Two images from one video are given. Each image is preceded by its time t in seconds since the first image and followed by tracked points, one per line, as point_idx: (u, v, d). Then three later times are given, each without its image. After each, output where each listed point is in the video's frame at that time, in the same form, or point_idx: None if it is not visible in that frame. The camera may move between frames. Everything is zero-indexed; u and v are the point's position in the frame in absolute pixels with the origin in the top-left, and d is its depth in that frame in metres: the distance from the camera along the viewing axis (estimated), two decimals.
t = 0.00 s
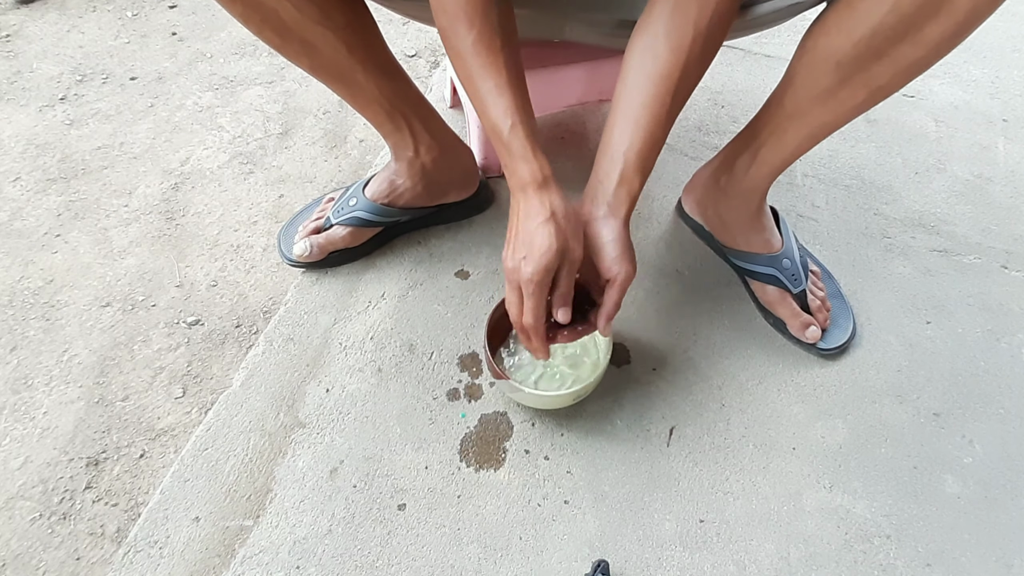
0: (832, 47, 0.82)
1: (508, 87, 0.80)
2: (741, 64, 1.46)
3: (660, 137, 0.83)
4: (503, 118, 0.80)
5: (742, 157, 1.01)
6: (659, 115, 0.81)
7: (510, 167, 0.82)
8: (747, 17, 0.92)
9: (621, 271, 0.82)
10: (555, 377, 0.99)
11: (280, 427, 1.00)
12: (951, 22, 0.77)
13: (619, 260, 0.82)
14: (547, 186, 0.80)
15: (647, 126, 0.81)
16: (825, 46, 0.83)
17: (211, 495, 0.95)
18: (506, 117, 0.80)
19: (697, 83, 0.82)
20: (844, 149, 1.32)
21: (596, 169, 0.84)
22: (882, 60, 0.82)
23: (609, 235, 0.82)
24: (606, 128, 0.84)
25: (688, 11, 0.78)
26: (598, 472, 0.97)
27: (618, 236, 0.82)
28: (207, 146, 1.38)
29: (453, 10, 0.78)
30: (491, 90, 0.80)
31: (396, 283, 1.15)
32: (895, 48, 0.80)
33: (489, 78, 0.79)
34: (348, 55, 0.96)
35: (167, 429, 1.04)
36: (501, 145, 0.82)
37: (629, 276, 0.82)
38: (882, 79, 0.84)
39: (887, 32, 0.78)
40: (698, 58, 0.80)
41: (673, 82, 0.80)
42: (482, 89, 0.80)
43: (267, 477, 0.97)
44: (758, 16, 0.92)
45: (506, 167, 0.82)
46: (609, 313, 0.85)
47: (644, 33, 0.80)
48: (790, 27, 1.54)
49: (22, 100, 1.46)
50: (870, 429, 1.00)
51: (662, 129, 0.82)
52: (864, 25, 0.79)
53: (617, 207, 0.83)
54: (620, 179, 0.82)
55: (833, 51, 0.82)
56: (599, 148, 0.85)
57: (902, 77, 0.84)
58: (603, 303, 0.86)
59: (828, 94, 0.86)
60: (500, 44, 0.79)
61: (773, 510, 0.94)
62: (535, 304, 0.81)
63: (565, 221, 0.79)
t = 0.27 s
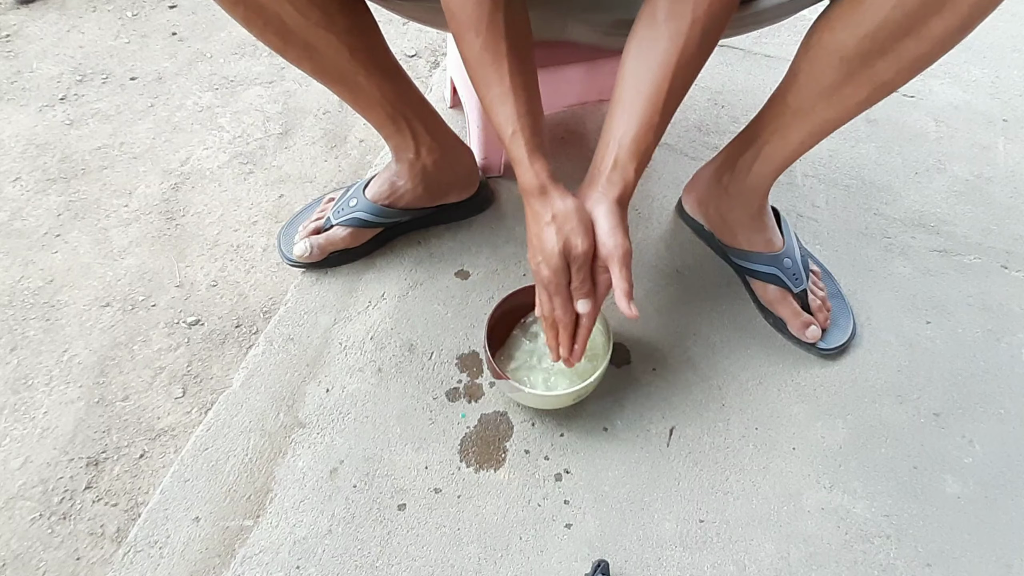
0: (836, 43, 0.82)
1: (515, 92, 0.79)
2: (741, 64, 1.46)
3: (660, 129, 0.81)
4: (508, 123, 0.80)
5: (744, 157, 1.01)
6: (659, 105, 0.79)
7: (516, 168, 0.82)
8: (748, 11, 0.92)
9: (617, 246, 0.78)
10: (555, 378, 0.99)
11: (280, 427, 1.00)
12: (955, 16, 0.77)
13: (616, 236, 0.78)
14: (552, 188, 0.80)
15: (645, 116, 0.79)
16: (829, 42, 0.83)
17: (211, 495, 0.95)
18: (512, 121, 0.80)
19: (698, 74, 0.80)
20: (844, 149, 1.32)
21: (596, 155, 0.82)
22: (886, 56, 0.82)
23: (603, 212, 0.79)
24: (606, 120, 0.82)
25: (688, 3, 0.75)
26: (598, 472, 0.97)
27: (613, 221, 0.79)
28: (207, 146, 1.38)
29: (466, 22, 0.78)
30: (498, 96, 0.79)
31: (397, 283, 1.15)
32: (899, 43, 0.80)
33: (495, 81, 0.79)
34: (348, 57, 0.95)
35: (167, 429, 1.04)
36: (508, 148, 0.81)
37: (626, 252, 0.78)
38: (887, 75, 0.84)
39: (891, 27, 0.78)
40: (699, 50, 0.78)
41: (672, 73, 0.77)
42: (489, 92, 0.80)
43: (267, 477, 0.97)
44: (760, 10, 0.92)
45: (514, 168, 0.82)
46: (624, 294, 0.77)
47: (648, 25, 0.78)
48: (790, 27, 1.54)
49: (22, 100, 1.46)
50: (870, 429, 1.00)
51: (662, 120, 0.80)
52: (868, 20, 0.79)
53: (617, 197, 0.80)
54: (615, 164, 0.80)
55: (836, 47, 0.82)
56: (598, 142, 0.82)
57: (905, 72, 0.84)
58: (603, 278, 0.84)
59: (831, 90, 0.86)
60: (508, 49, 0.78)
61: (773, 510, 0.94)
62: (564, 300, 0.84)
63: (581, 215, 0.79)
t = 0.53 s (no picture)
0: (837, 43, 0.82)
1: (503, 88, 0.79)
2: (741, 64, 1.46)
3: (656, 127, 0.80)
4: (496, 119, 0.80)
5: (744, 157, 1.01)
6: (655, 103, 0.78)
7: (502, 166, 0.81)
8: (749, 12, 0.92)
9: (602, 241, 0.77)
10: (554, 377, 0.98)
11: (280, 427, 1.00)
12: (955, 17, 0.77)
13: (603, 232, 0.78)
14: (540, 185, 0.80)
15: (641, 113, 0.79)
16: (829, 42, 0.83)
17: (211, 495, 0.95)
18: (499, 117, 0.79)
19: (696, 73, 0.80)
20: (843, 149, 1.32)
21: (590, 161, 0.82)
22: (886, 56, 0.82)
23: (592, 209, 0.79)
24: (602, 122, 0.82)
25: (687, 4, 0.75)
26: (598, 472, 0.97)
27: (601, 216, 0.78)
28: (207, 146, 1.38)
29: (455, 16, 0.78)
30: (487, 91, 0.79)
31: (397, 283, 1.15)
32: (899, 44, 0.80)
33: (483, 78, 0.79)
34: (348, 56, 0.96)
35: (167, 429, 1.04)
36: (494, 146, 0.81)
37: (610, 247, 0.77)
38: (887, 76, 0.84)
39: (891, 27, 0.78)
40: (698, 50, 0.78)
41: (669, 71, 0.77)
42: (479, 89, 0.80)
43: (267, 477, 0.97)
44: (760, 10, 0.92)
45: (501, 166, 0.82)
46: (607, 289, 0.76)
47: (644, 27, 0.78)
48: (790, 27, 1.54)
49: (22, 100, 1.46)
50: (870, 429, 1.00)
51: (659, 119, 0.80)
52: (868, 20, 0.79)
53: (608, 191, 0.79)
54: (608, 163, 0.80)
55: (836, 48, 0.82)
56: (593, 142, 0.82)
57: (906, 73, 0.84)
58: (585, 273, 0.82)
59: (832, 90, 0.86)
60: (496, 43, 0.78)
61: (773, 510, 0.94)
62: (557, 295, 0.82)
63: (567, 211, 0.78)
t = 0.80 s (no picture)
0: (836, 44, 0.82)
1: (500, 94, 0.79)
2: (741, 64, 1.46)
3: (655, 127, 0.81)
4: (493, 124, 0.80)
5: (743, 157, 1.01)
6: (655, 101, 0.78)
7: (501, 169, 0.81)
8: (748, 12, 0.92)
9: (602, 241, 0.76)
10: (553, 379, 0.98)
11: (280, 427, 1.00)
12: (953, 18, 0.77)
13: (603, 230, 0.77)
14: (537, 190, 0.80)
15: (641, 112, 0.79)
16: (829, 43, 0.83)
17: (211, 495, 0.95)
18: (497, 123, 0.79)
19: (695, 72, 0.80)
20: (843, 149, 1.32)
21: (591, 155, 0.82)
22: (885, 57, 0.82)
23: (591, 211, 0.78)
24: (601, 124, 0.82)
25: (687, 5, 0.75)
26: (598, 472, 0.97)
27: (601, 219, 0.78)
28: (207, 146, 1.38)
29: (452, 20, 0.77)
30: (484, 97, 0.79)
31: (396, 283, 1.15)
32: (899, 45, 0.80)
33: (481, 83, 0.79)
34: (348, 56, 0.96)
35: (167, 429, 1.04)
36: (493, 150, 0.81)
37: (610, 248, 0.77)
38: (886, 76, 0.84)
39: (890, 28, 0.79)
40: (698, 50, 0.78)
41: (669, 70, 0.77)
42: (476, 95, 0.79)
43: (267, 477, 0.97)
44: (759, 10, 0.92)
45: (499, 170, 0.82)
46: (607, 289, 0.75)
47: (644, 28, 0.78)
48: (790, 27, 1.54)
49: (22, 100, 1.46)
50: (870, 429, 1.00)
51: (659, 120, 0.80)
52: (868, 21, 0.79)
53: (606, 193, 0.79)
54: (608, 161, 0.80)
55: (836, 48, 0.82)
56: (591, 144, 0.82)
57: (905, 73, 0.84)
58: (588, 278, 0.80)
59: (831, 91, 0.86)
60: (493, 49, 0.78)
61: (773, 510, 0.94)
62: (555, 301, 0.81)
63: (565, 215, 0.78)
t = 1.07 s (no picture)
0: (837, 44, 0.82)
1: (503, 110, 0.80)
2: (741, 64, 1.46)
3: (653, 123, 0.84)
4: (498, 141, 0.81)
5: (743, 156, 1.01)
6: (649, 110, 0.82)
7: (504, 183, 0.83)
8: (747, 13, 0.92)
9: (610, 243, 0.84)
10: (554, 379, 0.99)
11: (280, 427, 1.00)
12: (954, 18, 0.77)
13: (608, 234, 0.84)
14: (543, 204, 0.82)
15: (636, 119, 0.82)
16: (829, 43, 0.83)
17: (211, 495, 0.95)
18: (502, 140, 0.81)
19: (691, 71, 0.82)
20: (843, 149, 1.32)
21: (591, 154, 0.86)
22: (886, 57, 0.82)
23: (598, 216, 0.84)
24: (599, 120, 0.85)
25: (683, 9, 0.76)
26: (598, 472, 0.97)
27: (606, 222, 0.84)
28: (207, 146, 1.38)
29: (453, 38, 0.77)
30: (486, 113, 0.80)
31: (396, 283, 1.15)
32: (899, 45, 0.80)
33: (484, 99, 0.80)
34: (349, 55, 0.96)
35: (167, 429, 1.04)
36: (496, 164, 0.83)
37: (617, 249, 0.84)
38: (886, 76, 0.84)
39: (891, 28, 0.78)
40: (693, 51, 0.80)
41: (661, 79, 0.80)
42: (477, 111, 0.81)
43: (267, 477, 0.97)
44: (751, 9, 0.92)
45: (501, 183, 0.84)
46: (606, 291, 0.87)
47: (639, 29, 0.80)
48: (790, 27, 1.54)
49: (22, 100, 1.46)
50: (870, 429, 1.00)
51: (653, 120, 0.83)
52: (868, 21, 0.79)
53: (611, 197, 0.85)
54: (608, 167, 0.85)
55: (836, 48, 0.82)
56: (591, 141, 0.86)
57: (906, 74, 0.84)
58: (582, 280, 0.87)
59: (831, 91, 0.86)
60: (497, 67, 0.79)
61: (773, 510, 0.94)
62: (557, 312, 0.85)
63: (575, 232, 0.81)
